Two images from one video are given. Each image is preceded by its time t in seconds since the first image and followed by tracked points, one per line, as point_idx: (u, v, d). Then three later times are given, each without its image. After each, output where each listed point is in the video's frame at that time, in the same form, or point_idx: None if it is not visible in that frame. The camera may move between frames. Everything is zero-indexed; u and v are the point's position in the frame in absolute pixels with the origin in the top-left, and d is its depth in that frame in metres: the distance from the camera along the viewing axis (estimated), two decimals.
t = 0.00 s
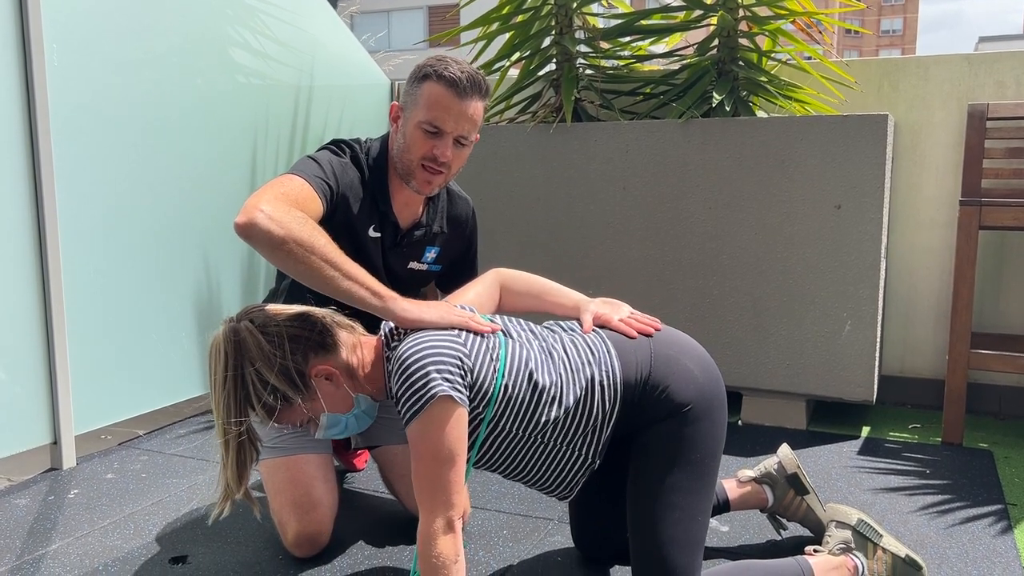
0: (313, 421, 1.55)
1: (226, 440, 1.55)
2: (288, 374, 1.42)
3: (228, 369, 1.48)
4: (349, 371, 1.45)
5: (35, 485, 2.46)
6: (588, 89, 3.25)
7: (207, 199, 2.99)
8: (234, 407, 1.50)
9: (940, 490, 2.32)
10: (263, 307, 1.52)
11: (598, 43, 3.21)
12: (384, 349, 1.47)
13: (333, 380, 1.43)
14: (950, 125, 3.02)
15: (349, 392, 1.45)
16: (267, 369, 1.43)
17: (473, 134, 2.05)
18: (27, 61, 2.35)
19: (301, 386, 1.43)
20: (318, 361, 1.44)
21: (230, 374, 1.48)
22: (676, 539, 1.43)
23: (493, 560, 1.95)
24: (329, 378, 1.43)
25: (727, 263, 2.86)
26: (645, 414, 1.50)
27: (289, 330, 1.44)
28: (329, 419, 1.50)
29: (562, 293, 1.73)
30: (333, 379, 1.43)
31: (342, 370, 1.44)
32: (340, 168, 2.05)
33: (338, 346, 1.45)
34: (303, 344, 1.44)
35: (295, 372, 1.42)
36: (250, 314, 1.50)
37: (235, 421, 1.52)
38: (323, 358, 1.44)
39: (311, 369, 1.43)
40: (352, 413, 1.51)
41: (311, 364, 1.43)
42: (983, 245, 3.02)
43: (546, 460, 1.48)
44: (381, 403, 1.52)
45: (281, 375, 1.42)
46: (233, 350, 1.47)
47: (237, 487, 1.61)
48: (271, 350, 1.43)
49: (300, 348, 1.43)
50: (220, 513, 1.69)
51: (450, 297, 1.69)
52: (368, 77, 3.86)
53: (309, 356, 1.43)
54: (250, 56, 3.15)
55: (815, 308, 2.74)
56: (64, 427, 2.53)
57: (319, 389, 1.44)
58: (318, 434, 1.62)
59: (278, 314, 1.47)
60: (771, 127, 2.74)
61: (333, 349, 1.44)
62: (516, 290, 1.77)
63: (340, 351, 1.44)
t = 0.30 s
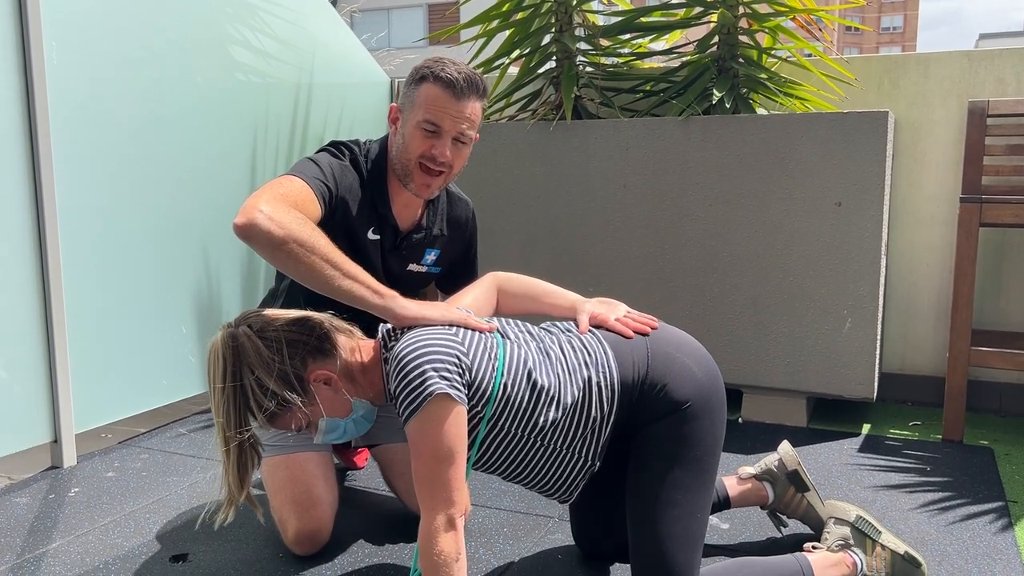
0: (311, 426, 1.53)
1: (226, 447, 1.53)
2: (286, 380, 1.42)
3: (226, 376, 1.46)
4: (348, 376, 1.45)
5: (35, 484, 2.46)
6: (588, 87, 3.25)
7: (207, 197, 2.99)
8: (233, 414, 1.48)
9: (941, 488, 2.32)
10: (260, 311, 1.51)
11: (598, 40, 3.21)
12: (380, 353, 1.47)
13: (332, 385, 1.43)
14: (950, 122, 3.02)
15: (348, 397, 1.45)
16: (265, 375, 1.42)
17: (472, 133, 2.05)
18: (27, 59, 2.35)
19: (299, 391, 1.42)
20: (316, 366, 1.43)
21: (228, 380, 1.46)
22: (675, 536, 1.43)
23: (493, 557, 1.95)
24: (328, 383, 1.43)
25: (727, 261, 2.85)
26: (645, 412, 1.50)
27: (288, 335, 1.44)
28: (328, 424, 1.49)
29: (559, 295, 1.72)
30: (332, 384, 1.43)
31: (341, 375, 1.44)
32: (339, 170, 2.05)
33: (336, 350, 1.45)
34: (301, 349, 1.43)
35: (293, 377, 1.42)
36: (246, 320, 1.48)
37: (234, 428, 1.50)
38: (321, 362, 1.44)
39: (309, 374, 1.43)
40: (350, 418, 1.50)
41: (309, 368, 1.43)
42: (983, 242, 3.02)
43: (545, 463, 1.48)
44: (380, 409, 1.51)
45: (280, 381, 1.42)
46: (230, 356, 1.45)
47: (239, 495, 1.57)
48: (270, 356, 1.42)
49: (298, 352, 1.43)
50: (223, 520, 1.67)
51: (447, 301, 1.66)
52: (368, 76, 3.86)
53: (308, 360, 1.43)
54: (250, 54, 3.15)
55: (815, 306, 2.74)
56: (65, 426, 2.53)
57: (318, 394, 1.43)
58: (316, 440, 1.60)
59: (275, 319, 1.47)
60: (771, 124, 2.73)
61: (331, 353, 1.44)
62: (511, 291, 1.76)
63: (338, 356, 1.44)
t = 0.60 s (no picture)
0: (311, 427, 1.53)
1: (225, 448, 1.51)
2: (288, 380, 1.41)
3: (226, 377, 1.45)
4: (349, 376, 1.46)
5: (36, 483, 2.46)
6: (588, 85, 3.24)
7: (207, 196, 2.99)
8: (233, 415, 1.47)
9: (941, 485, 2.32)
10: (261, 312, 1.51)
11: (598, 38, 3.20)
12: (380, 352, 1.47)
13: (334, 386, 1.43)
14: (951, 120, 3.02)
15: (349, 398, 1.45)
16: (266, 375, 1.41)
17: (471, 143, 2.05)
18: (27, 58, 2.35)
19: (301, 392, 1.42)
20: (317, 367, 1.43)
21: (227, 382, 1.45)
22: (676, 534, 1.43)
23: (494, 555, 1.95)
24: (329, 384, 1.43)
25: (727, 259, 2.85)
26: (646, 411, 1.50)
27: (289, 335, 1.43)
28: (329, 425, 1.48)
29: (558, 295, 1.72)
30: (333, 385, 1.43)
31: (342, 376, 1.45)
32: (340, 171, 2.05)
33: (338, 350, 1.45)
34: (303, 350, 1.43)
35: (294, 377, 1.41)
36: (246, 321, 1.48)
37: (234, 429, 1.49)
38: (322, 363, 1.44)
39: (310, 375, 1.42)
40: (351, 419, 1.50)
41: (311, 369, 1.43)
42: (984, 239, 3.02)
43: (547, 462, 1.47)
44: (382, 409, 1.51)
45: (281, 381, 1.41)
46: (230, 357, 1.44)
47: (238, 498, 1.56)
48: (271, 356, 1.42)
49: (300, 353, 1.43)
50: (220, 525, 1.65)
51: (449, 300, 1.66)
52: (368, 74, 3.85)
53: (309, 361, 1.43)
54: (250, 52, 3.15)
55: (815, 304, 2.74)
56: (65, 425, 2.53)
57: (319, 395, 1.43)
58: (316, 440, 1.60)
59: (276, 320, 1.46)
60: (771, 122, 2.73)
61: (332, 354, 1.44)
62: (512, 290, 1.76)
63: (339, 356, 1.45)
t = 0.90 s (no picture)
0: (314, 427, 1.53)
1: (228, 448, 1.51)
2: (290, 380, 1.41)
3: (229, 377, 1.45)
4: (351, 375, 1.46)
5: (37, 482, 2.45)
6: (588, 84, 3.23)
7: (206, 195, 2.98)
8: (236, 415, 1.46)
9: (942, 484, 2.32)
10: (263, 312, 1.50)
11: (598, 37, 3.20)
12: (382, 351, 1.47)
13: (336, 386, 1.43)
14: (951, 118, 3.01)
15: (352, 397, 1.45)
16: (268, 375, 1.41)
17: (470, 146, 2.04)
18: (27, 56, 2.34)
19: (303, 391, 1.42)
20: (319, 366, 1.43)
21: (230, 382, 1.45)
22: (678, 533, 1.43)
23: (496, 555, 1.95)
24: (332, 384, 1.42)
25: (728, 257, 2.85)
26: (649, 410, 1.50)
27: (291, 336, 1.43)
28: (331, 424, 1.50)
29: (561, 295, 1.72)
30: (335, 385, 1.43)
31: (344, 375, 1.44)
32: (340, 171, 2.05)
33: (340, 350, 1.44)
34: (305, 349, 1.43)
35: (297, 378, 1.41)
36: (248, 321, 1.48)
37: (237, 430, 1.48)
38: (325, 363, 1.43)
39: (313, 374, 1.42)
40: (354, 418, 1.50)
41: (313, 369, 1.42)
42: (985, 237, 3.02)
43: (549, 461, 1.47)
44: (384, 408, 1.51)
45: (284, 382, 1.41)
46: (233, 357, 1.45)
47: (240, 499, 1.55)
48: (273, 357, 1.42)
49: (302, 353, 1.42)
50: (225, 526, 1.64)
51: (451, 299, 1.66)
52: (368, 73, 3.85)
53: (311, 361, 1.42)
54: (250, 52, 3.15)
55: (816, 302, 2.74)
56: (66, 424, 2.53)
57: (322, 394, 1.43)
58: (320, 440, 1.61)
59: (278, 319, 1.46)
60: (771, 120, 2.73)
61: (334, 354, 1.44)
62: (514, 290, 1.76)
63: (342, 356, 1.45)
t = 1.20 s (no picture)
0: (318, 427, 1.53)
1: (230, 446, 1.51)
2: (293, 380, 1.41)
3: (232, 377, 1.45)
4: (354, 375, 1.45)
5: (39, 483, 2.46)
6: (588, 84, 3.23)
7: (207, 195, 2.98)
8: (238, 414, 1.47)
9: (944, 483, 2.32)
10: (266, 312, 1.51)
11: (598, 37, 3.20)
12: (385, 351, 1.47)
13: (339, 385, 1.43)
14: (952, 117, 3.01)
15: (355, 398, 1.44)
16: (272, 375, 1.41)
17: (471, 147, 2.03)
18: (27, 55, 2.34)
19: (306, 391, 1.42)
20: (322, 367, 1.43)
21: (233, 381, 1.45)
22: (680, 533, 1.43)
23: (498, 554, 1.95)
24: (335, 383, 1.42)
25: (729, 257, 2.85)
26: (651, 410, 1.50)
27: (294, 335, 1.43)
28: (335, 424, 1.50)
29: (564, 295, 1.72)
30: (339, 384, 1.43)
31: (347, 375, 1.44)
32: (341, 172, 2.05)
33: (343, 349, 1.44)
34: (308, 349, 1.43)
35: (300, 377, 1.41)
36: (251, 321, 1.48)
37: (240, 431, 1.48)
38: (328, 363, 1.43)
39: (316, 374, 1.42)
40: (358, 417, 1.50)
41: (316, 369, 1.43)
42: (986, 236, 3.01)
43: (551, 461, 1.47)
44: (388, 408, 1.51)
45: (287, 381, 1.41)
46: (237, 356, 1.45)
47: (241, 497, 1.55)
48: (276, 357, 1.42)
49: (305, 353, 1.43)
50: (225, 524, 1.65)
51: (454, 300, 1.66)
52: (368, 74, 3.85)
53: (314, 361, 1.43)
54: (251, 52, 3.15)
55: (817, 302, 2.74)
56: (69, 425, 2.53)
57: (325, 394, 1.43)
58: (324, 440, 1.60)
59: (281, 319, 1.46)
60: (771, 120, 2.73)
61: (337, 354, 1.44)
62: (517, 290, 1.76)
63: (345, 356, 1.44)
